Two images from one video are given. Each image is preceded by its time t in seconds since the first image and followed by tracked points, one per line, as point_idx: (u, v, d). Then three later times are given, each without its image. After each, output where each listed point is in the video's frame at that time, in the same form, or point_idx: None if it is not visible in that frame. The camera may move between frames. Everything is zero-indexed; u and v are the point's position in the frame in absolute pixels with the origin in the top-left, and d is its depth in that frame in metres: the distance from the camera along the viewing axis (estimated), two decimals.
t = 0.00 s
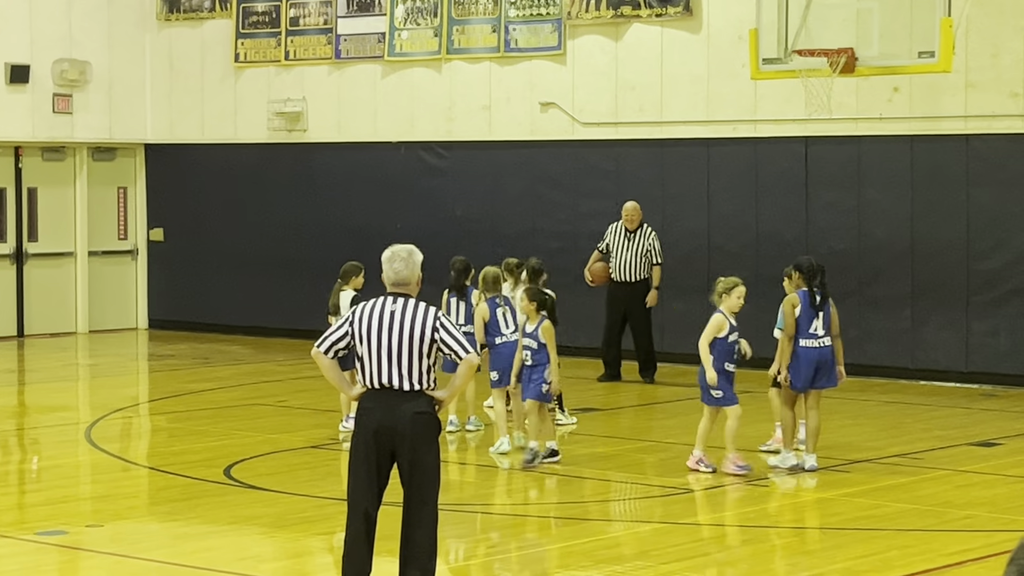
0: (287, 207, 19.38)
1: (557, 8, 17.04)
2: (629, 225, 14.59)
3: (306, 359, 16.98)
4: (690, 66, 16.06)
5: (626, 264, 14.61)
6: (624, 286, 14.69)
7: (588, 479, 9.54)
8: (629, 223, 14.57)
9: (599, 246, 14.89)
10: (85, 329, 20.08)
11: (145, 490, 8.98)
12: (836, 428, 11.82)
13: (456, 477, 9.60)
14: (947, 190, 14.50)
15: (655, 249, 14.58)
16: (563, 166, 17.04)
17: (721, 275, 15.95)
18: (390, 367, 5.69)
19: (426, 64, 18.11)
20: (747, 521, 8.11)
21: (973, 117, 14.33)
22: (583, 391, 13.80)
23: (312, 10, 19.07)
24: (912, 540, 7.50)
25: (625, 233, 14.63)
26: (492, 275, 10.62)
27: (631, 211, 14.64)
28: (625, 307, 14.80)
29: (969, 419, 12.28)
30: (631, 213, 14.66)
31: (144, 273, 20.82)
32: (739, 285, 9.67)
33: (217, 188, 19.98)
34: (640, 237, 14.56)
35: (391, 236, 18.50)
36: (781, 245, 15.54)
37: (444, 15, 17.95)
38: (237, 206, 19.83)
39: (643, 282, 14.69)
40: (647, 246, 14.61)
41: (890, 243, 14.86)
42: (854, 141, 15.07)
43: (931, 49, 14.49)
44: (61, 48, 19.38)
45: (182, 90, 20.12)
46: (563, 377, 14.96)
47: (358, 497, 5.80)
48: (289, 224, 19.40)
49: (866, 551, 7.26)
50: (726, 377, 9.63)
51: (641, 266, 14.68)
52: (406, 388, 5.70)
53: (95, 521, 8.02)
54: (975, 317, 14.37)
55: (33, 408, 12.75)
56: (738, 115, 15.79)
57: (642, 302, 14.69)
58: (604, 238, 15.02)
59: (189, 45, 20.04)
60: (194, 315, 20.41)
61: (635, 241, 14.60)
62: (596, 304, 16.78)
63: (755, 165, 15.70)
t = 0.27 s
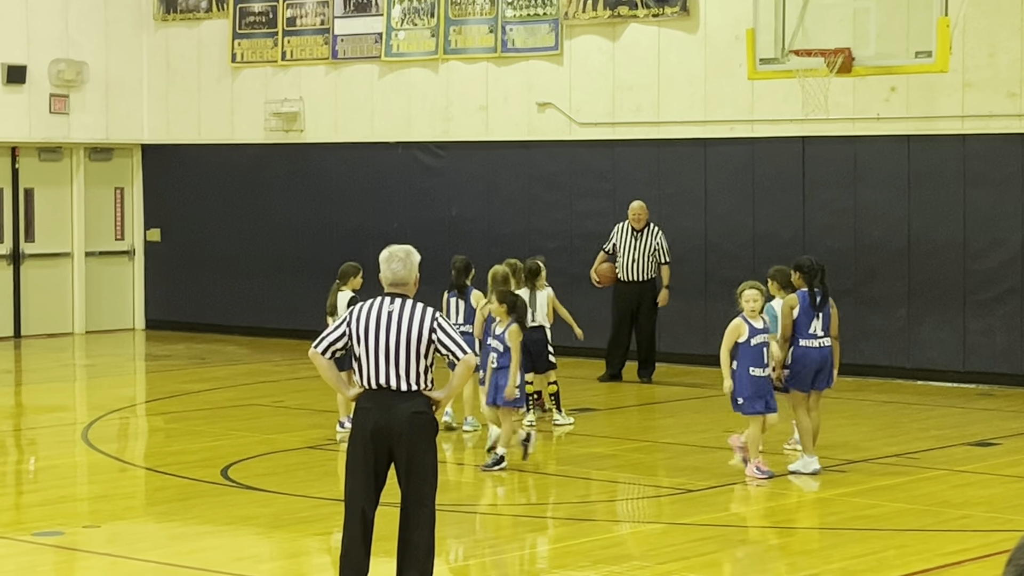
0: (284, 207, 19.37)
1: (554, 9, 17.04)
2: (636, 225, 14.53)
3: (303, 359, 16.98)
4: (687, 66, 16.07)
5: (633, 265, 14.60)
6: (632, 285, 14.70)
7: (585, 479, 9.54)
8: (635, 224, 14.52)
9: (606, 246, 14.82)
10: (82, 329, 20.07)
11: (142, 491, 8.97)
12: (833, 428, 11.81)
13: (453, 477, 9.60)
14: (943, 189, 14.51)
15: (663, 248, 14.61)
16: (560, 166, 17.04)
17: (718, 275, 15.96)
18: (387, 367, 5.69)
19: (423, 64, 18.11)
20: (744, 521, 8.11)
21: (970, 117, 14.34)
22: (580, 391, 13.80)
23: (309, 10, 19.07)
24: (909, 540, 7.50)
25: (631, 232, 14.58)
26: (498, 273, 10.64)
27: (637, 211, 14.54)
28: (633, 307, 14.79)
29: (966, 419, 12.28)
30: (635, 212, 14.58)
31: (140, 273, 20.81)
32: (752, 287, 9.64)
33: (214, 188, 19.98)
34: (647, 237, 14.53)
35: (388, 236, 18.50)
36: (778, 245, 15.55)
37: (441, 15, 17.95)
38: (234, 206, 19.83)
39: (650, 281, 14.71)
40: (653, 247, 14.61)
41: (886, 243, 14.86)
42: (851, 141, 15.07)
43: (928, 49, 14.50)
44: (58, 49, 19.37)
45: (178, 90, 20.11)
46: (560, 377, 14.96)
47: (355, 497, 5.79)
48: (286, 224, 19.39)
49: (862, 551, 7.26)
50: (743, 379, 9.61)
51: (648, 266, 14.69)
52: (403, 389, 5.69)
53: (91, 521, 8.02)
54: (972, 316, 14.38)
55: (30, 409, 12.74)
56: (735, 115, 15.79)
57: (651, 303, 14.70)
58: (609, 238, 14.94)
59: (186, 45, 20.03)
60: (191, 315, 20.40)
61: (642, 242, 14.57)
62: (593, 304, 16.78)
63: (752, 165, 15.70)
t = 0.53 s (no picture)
0: (282, 207, 19.37)
1: (551, 9, 17.04)
2: (636, 224, 14.50)
3: (301, 360, 16.98)
4: (684, 66, 16.07)
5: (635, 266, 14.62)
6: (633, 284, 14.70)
7: (583, 479, 9.54)
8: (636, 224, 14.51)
9: (606, 245, 14.79)
10: (79, 330, 20.07)
11: (139, 491, 8.97)
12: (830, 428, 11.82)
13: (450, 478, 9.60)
14: (941, 188, 14.52)
15: (665, 246, 14.61)
16: (557, 166, 17.04)
17: (716, 275, 15.97)
18: (385, 368, 5.69)
19: (420, 65, 18.11)
20: (742, 521, 8.12)
21: (967, 117, 14.35)
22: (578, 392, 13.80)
23: (306, 10, 19.07)
24: (906, 540, 7.51)
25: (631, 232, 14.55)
26: (505, 270, 10.75)
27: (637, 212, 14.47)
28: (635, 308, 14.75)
29: (964, 419, 12.29)
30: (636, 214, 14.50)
31: (138, 274, 20.80)
32: (757, 292, 9.43)
33: (212, 188, 19.97)
34: (650, 237, 14.54)
35: (385, 236, 18.50)
36: (776, 245, 15.56)
37: (438, 16, 17.95)
38: (231, 206, 19.82)
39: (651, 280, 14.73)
40: (655, 247, 14.61)
41: (884, 243, 14.87)
42: (848, 141, 15.08)
43: (925, 49, 14.52)
44: (55, 49, 19.37)
45: (175, 91, 20.11)
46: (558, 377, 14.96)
47: (353, 498, 5.79)
48: (283, 224, 19.38)
49: (860, 551, 7.27)
50: (762, 389, 9.33)
51: (650, 265, 14.69)
52: (400, 389, 5.70)
53: (89, 522, 8.01)
54: (969, 316, 14.39)
55: (27, 409, 12.73)
56: (732, 116, 15.79)
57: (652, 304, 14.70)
58: (609, 238, 14.93)
59: (183, 46, 20.03)
60: (189, 316, 20.40)
61: (643, 241, 14.55)
62: (591, 304, 16.78)
63: (749, 166, 15.71)
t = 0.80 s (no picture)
0: (279, 208, 19.37)
1: (549, 10, 17.04)
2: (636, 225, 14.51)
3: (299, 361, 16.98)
4: (682, 67, 16.08)
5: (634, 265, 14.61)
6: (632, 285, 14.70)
7: (582, 480, 9.54)
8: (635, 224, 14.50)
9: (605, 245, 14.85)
10: (77, 331, 20.06)
11: (138, 492, 8.97)
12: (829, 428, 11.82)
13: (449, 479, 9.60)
14: (938, 189, 14.52)
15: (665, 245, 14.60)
16: (555, 167, 17.04)
17: (713, 276, 15.97)
18: (382, 368, 5.69)
19: (418, 65, 18.10)
20: (741, 522, 8.12)
21: (965, 117, 14.35)
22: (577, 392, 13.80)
23: (303, 11, 19.06)
24: (905, 540, 7.52)
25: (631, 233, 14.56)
26: (503, 271, 10.80)
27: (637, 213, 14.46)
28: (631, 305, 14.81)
29: (962, 419, 12.29)
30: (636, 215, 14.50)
31: (135, 275, 20.80)
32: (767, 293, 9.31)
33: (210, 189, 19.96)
34: (648, 237, 14.53)
35: (383, 237, 18.49)
36: (773, 245, 15.56)
37: (436, 16, 17.95)
38: (229, 207, 19.82)
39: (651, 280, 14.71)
40: (655, 245, 14.59)
41: (882, 243, 14.87)
42: (845, 141, 15.09)
43: (923, 49, 14.52)
44: (53, 50, 19.36)
45: (173, 91, 20.11)
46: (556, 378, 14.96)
47: (351, 499, 5.79)
48: (281, 225, 19.38)
49: (859, 551, 7.27)
50: (773, 392, 9.28)
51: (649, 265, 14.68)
52: (398, 390, 5.69)
53: (87, 523, 8.01)
54: (967, 316, 14.38)
55: (25, 410, 12.72)
56: (729, 116, 15.80)
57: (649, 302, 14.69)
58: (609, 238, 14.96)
59: (181, 46, 20.03)
60: (186, 316, 20.39)
61: (642, 242, 14.58)
62: (589, 305, 16.78)
63: (747, 166, 15.71)
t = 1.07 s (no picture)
0: (278, 208, 19.36)
1: (547, 10, 17.04)
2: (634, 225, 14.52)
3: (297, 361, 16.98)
4: (680, 67, 16.08)
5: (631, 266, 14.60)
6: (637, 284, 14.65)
7: (580, 480, 9.53)
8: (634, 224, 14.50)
9: (604, 245, 14.85)
10: (75, 331, 20.06)
11: (136, 493, 8.96)
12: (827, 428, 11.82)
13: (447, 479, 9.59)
14: (936, 189, 14.53)
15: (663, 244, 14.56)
16: (553, 167, 17.04)
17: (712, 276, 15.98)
18: (380, 368, 5.68)
19: (416, 66, 18.10)
20: (739, 522, 8.11)
21: (963, 117, 14.35)
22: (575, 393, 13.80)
23: (301, 11, 19.05)
24: (903, 540, 7.52)
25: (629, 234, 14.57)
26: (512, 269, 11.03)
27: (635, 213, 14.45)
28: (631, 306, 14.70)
29: (960, 419, 12.29)
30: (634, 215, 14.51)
31: (134, 275, 20.80)
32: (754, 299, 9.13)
33: (208, 190, 19.96)
34: (645, 237, 14.52)
35: (381, 237, 18.49)
36: (772, 245, 15.56)
37: (434, 16, 17.95)
38: (227, 208, 19.81)
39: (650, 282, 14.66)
40: (653, 245, 14.56)
41: (880, 244, 14.88)
42: (843, 141, 15.09)
43: (921, 49, 14.52)
44: (51, 51, 19.35)
45: (171, 92, 20.11)
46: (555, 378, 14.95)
47: (348, 499, 5.79)
48: (279, 225, 19.37)
49: (857, 551, 7.27)
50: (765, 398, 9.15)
51: (647, 265, 14.65)
52: (396, 390, 5.68)
53: (85, 523, 8.00)
54: (965, 316, 14.38)
55: (23, 411, 12.72)
56: (727, 117, 15.80)
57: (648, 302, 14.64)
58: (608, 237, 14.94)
59: (179, 46, 20.02)
60: (185, 317, 20.38)
61: (640, 242, 14.55)
62: (587, 305, 16.77)
63: (744, 166, 15.71)
